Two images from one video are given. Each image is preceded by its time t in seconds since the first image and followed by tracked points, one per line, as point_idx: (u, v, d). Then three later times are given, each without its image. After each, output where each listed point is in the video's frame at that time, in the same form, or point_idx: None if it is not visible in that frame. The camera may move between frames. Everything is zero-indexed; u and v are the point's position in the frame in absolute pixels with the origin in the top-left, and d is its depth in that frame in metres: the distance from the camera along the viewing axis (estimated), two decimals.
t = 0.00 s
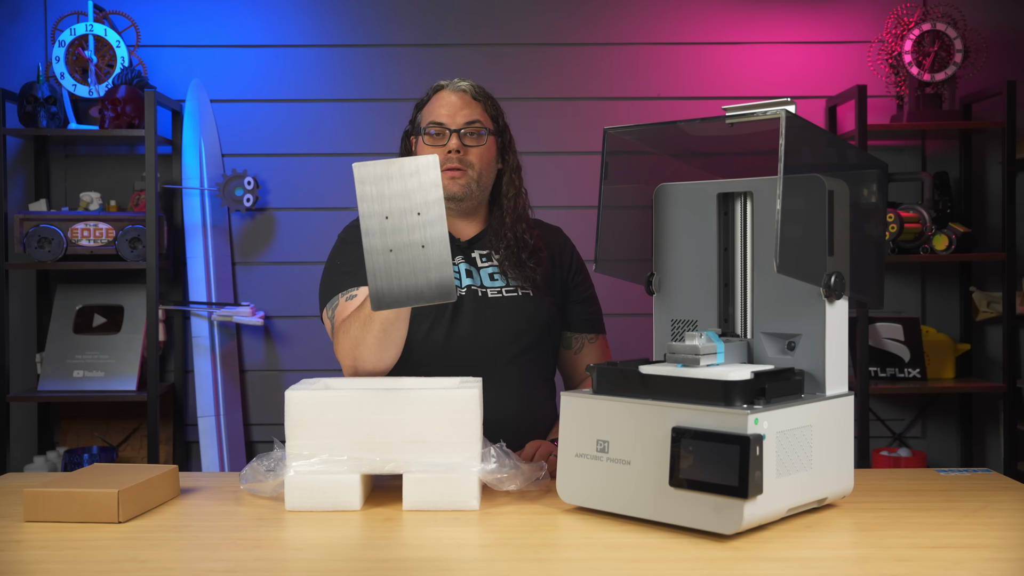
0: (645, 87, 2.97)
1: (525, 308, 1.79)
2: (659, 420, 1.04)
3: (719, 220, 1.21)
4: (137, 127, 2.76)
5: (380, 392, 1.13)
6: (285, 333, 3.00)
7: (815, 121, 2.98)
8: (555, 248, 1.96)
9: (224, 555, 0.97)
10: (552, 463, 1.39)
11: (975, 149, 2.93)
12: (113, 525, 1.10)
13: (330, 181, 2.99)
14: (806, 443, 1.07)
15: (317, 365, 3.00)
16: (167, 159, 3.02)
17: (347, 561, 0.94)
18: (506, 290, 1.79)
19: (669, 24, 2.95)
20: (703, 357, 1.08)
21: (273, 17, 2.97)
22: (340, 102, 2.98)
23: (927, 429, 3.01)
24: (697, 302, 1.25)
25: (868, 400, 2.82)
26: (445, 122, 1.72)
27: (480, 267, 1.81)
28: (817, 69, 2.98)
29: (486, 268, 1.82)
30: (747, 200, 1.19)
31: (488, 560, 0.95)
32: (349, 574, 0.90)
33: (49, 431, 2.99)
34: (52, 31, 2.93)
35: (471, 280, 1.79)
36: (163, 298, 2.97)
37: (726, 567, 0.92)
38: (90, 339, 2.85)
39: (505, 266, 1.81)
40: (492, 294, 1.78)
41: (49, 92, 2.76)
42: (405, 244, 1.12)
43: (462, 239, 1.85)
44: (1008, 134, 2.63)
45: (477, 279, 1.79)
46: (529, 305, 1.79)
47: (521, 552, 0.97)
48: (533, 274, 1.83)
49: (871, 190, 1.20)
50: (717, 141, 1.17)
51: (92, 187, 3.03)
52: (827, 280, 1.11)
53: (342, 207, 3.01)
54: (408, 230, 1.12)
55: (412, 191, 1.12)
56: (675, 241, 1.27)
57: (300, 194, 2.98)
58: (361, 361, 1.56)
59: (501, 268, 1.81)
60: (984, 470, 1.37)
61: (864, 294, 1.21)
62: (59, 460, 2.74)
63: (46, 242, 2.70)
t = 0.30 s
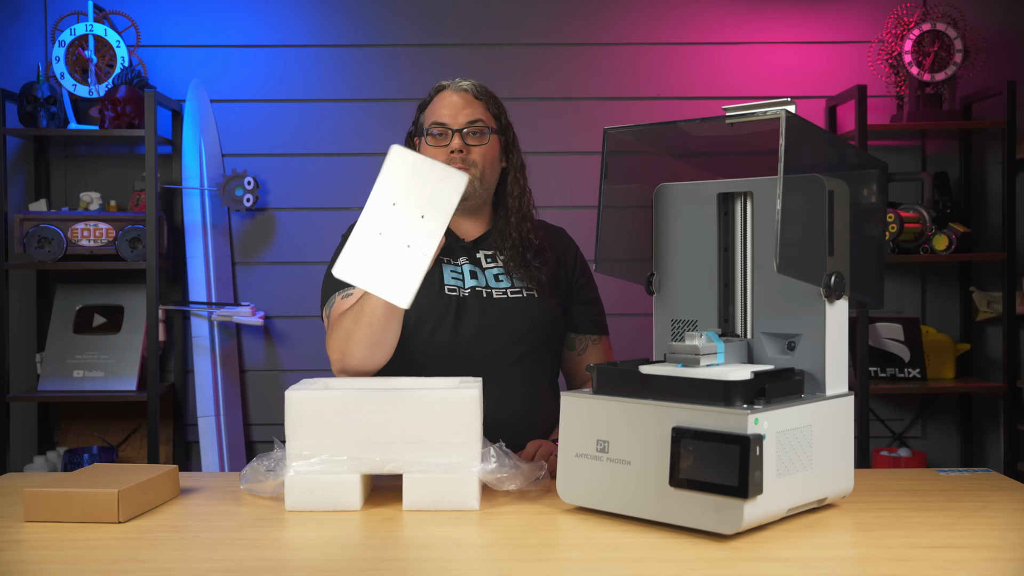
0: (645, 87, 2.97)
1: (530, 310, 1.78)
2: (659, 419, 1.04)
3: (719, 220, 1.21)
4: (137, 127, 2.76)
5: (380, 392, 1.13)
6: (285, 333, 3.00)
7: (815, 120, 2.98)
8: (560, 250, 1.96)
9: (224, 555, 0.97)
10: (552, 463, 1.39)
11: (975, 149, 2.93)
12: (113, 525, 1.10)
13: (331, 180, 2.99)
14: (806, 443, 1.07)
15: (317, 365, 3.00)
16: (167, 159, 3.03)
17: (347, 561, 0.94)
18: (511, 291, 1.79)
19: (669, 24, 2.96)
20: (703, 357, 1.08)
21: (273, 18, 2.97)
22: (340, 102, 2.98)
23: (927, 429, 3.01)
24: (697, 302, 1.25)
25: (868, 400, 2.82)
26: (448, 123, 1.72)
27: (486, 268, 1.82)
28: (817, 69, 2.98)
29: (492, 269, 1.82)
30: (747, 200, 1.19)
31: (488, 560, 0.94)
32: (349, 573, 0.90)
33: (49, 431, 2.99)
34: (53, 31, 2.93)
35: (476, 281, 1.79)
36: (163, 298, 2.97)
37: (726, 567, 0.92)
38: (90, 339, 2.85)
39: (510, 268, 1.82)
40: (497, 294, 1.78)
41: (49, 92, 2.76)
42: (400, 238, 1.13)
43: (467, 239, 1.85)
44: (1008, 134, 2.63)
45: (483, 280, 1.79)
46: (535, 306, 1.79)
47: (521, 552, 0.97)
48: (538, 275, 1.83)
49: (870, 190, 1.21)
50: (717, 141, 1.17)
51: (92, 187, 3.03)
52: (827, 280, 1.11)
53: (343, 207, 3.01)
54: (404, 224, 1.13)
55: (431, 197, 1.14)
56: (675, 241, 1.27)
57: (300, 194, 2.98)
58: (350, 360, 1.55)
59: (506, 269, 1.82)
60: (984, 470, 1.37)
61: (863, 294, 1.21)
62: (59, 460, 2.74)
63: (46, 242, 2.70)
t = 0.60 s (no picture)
0: (646, 87, 2.97)
1: (531, 311, 1.78)
2: (659, 420, 1.04)
3: (719, 220, 1.21)
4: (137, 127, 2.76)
5: (380, 392, 1.13)
6: (286, 333, 3.00)
7: (815, 120, 2.98)
8: (561, 250, 1.95)
9: (224, 555, 0.97)
10: (552, 463, 1.39)
11: (975, 149, 2.93)
12: (114, 525, 1.10)
13: (330, 181, 2.99)
14: (806, 443, 1.07)
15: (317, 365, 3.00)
16: (167, 159, 3.03)
17: (347, 561, 0.94)
18: (511, 291, 1.78)
19: (669, 24, 2.96)
20: (703, 357, 1.08)
21: (273, 18, 2.97)
22: (341, 102, 2.98)
23: (927, 429, 3.01)
24: (697, 302, 1.25)
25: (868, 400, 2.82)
26: (445, 141, 1.66)
27: (488, 268, 1.81)
28: (817, 69, 2.98)
29: (493, 270, 1.81)
30: (747, 200, 1.19)
31: (488, 560, 0.94)
32: (349, 574, 0.90)
33: (49, 431, 2.99)
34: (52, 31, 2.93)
35: (478, 282, 1.78)
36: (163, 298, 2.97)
37: (726, 567, 0.92)
38: (90, 339, 2.85)
39: (511, 267, 1.80)
40: (498, 294, 1.77)
41: (49, 92, 2.76)
42: (397, 232, 1.15)
43: (468, 240, 1.83)
44: (1008, 134, 2.63)
45: (485, 280, 1.78)
46: (536, 307, 1.78)
47: (521, 552, 0.97)
48: (540, 277, 1.82)
49: (870, 190, 1.21)
50: (717, 141, 1.17)
51: (92, 187, 3.03)
52: (827, 280, 1.11)
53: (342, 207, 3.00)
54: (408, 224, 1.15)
55: (439, 202, 1.15)
56: (675, 242, 1.27)
57: (300, 194, 2.99)
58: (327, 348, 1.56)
59: (508, 269, 1.80)
60: (984, 470, 1.37)
61: (863, 294, 1.21)
62: (59, 460, 2.74)
63: (46, 242, 2.70)
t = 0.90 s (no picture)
0: (645, 87, 2.97)
1: (527, 315, 1.77)
2: (659, 420, 1.04)
3: (719, 220, 1.21)
4: (137, 127, 2.76)
5: (379, 393, 1.13)
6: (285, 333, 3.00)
7: (815, 120, 2.98)
8: (561, 254, 1.93)
9: (224, 555, 0.97)
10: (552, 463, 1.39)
11: (975, 149, 2.93)
12: (114, 525, 1.10)
13: (330, 180, 2.99)
14: (806, 443, 1.07)
15: (317, 365, 3.00)
16: (167, 159, 3.03)
17: (347, 561, 0.94)
18: (508, 296, 1.78)
19: (669, 24, 2.96)
20: (703, 357, 1.08)
21: (273, 17, 2.97)
22: (340, 102, 2.98)
23: (927, 429, 3.01)
24: (697, 302, 1.25)
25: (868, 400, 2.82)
26: (448, 156, 1.64)
27: (486, 273, 1.79)
28: (817, 69, 2.98)
29: (492, 274, 1.79)
30: (747, 200, 1.19)
31: (488, 560, 0.94)
32: (349, 573, 0.90)
33: (49, 431, 2.99)
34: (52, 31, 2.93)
35: (474, 288, 1.77)
36: (163, 298, 2.97)
37: (726, 568, 0.92)
38: (90, 339, 2.85)
39: (510, 274, 1.78)
40: (495, 300, 1.77)
41: (49, 92, 2.76)
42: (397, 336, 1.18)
43: (465, 242, 1.81)
44: (1008, 134, 2.63)
45: (481, 284, 1.78)
46: (532, 312, 1.77)
47: (521, 552, 0.97)
48: (537, 285, 1.79)
49: (871, 190, 1.21)
50: (718, 141, 1.17)
51: (92, 187, 3.03)
52: (827, 280, 1.11)
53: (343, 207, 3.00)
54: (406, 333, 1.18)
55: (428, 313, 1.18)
56: (674, 241, 1.27)
57: (300, 194, 2.99)
58: (263, 325, 1.49)
59: (505, 274, 1.78)
60: (984, 470, 1.36)
61: (864, 294, 1.21)
62: (59, 460, 2.74)
63: (46, 242, 2.70)
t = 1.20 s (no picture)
0: (646, 87, 2.97)
1: (511, 318, 1.77)
2: (659, 420, 1.04)
3: (719, 220, 1.21)
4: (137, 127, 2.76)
5: (377, 393, 1.13)
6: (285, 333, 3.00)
7: (815, 120, 2.98)
8: (549, 252, 1.89)
9: (224, 555, 0.97)
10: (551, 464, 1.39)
11: (975, 149, 2.93)
12: (114, 525, 1.10)
13: (330, 180, 2.99)
14: (806, 443, 1.07)
15: (317, 365, 3.00)
16: (167, 159, 3.03)
17: (347, 561, 0.94)
18: (493, 299, 1.77)
19: (669, 24, 2.96)
20: (703, 357, 1.08)
21: (273, 18, 2.97)
22: (341, 102, 2.98)
23: (927, 429, 3.01)
24: (696, 302, 1.25)
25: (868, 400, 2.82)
26: (447, 156, 1.64)
27: (472, 274, 1.79)
28: (818, 69, 2.98)
29: (477, 275, 1.79)
30: (747, 200, 1.19)
31: (488, 560, 0.94)
32: (349, 573, 0.90)
33: (49, 431, 2.99)
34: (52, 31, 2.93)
35: (460, 290, 1.77)
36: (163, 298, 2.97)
37: (726, 567, 0.92)
38: (90, 339, 2.85)
39: (497, 275, 1.78)
40: (480, 303, 1.77)
41: (49, 92, 2.76)
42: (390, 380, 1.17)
43: (455, 243, 1.80)
44: (1008, 134, 2.63)
45: (467, 287, 1.77)
46: (516, 314, 1.78)
47: (521, 552, 0.97)
48: (523, 284, 1.78)
49: (871, 190, 1.21)
50: (717, 141, 1.17)
51: (92, 187, 3.03)
52: (827, 280, 1.11)
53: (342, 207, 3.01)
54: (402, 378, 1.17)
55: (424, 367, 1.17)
56: (674, 241, 1.27)
57: (300, 193, 2.99)
58: (258, 330, 1.46)
59: (491, 275, 1.78)
60: (984, 470, 1.36)
61: (864, 294, 1.21)
62: (59, 460, 2.74)
63: (46, 242, 2.70)
